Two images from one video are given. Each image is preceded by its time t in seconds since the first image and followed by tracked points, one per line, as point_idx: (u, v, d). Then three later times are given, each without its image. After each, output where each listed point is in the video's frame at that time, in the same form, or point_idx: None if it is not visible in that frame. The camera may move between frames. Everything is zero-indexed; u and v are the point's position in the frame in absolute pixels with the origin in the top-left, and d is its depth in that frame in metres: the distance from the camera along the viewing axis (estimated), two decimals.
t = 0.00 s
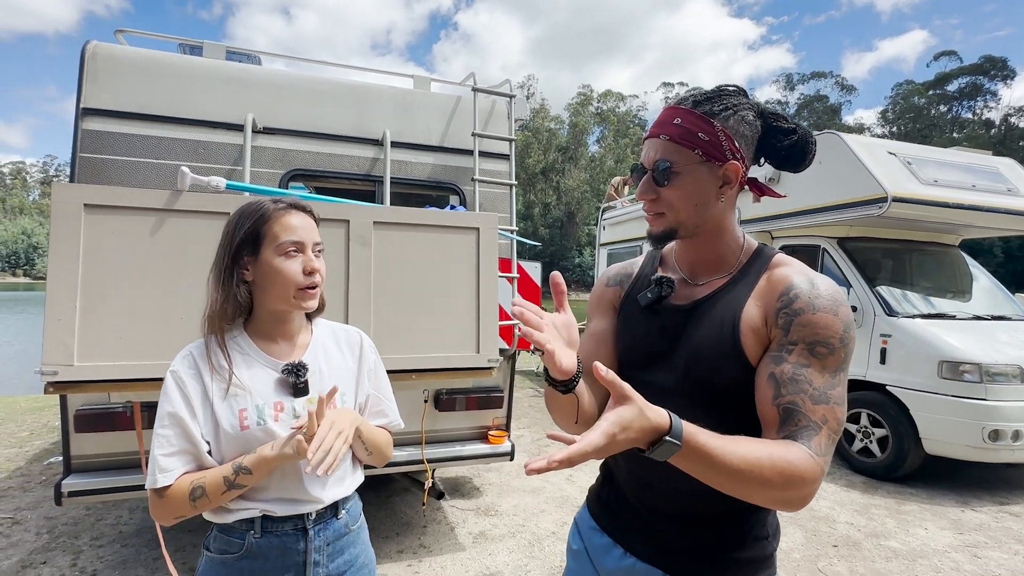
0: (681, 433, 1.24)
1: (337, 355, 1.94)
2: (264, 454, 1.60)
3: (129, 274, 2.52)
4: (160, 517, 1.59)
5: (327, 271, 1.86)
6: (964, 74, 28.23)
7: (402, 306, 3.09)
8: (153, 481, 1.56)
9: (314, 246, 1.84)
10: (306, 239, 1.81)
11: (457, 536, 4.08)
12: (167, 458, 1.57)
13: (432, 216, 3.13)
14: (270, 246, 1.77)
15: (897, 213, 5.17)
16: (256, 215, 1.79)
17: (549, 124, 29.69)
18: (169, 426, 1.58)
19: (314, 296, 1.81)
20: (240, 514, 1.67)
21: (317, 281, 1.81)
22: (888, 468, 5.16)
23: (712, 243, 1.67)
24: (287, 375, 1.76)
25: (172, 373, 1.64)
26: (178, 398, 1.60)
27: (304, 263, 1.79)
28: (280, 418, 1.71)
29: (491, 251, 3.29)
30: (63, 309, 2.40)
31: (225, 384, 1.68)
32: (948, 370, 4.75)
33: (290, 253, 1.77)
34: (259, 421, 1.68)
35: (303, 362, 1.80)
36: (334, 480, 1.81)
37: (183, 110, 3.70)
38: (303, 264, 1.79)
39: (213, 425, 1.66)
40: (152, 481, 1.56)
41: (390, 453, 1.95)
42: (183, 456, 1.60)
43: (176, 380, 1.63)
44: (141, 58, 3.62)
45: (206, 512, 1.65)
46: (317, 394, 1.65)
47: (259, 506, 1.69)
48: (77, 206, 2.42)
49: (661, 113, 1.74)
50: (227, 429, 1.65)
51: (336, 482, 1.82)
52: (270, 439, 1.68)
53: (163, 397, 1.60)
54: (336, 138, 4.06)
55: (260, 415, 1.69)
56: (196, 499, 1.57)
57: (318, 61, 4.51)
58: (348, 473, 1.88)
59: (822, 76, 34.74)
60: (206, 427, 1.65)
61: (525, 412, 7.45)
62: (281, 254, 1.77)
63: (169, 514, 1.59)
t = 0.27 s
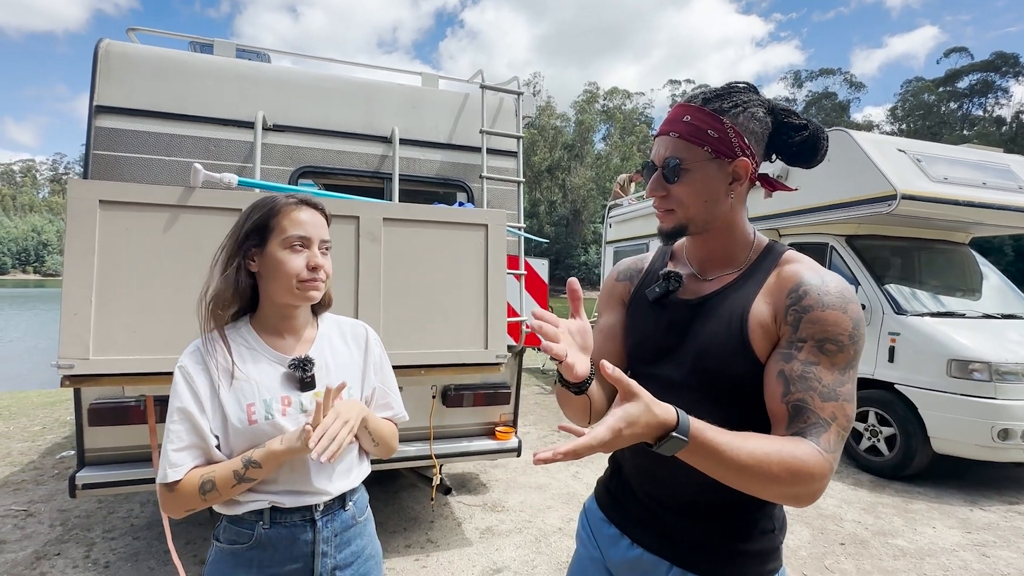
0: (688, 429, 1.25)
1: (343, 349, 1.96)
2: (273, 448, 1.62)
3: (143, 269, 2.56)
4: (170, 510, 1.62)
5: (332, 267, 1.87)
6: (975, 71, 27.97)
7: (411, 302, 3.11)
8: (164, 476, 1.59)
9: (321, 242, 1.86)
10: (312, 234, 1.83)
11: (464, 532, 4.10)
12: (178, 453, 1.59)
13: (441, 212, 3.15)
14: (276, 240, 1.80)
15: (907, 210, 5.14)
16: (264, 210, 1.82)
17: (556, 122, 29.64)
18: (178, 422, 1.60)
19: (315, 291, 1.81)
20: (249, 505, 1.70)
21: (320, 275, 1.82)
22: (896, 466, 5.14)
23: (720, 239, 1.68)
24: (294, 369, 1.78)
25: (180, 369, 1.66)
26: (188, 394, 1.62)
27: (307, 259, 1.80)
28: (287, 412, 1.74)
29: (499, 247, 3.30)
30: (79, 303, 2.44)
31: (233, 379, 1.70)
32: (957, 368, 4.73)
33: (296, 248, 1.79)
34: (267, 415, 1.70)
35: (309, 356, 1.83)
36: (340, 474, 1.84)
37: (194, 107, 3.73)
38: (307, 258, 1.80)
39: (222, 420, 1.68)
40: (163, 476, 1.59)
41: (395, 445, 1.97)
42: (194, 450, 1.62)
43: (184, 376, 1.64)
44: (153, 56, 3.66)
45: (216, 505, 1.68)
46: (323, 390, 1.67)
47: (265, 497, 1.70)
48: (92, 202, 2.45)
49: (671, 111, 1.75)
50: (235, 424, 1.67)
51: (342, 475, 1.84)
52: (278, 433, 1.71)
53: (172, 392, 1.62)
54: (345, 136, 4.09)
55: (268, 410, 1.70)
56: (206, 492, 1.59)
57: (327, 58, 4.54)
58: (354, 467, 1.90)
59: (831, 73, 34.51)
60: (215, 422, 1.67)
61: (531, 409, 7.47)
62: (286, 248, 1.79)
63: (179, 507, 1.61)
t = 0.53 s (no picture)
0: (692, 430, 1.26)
1: (343, 346, 1.98)
2: (277, 445, 1.64)
3: (151, 266, 2.58)
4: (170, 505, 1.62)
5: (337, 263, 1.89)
6: (984, 68, 27.74)
7: (416, 300, 3.12)
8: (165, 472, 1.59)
9: (326, 239, 1.88)
10: (317, 232, 1.84)
11: (468, 528, 4.12)
12: (180, 448, 1.60)
13: (446, 211, 3.16)
14: (280, 238, 1.81)
15: (914, 209, 5.12)
16: (267, 208, 1.84)
17: (561, 120, 29.60)
18: (181, 418, 1.61)
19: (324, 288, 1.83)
20: (249, 501, 1.71)
21: (327, 273, 1.84)
22: (902, 467, 5.13)
23: (723, 237, 1.68)
24: (297, 367, 1.80)
25: (182, 365, 1.66)
26: (191, 391, 1.63)
27: (314, 256, 1.82)
28: (291, 409, 1.75)
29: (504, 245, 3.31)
30: (88, 300, 2.47)
31: (236, 375, 1.71)
32: (964, 368, 4.70)
33: (301, 246, 1.81)
34: (270, 412, 1.72)
35: (313, 354, 1.85)
36: (342, 472, 1.86)
37: (202, 106, 3.76)
38: (313, 256, 1.82)
39: (224, 416, 1.70)
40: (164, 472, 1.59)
41: (395, 442, 1.98)
42: (196, 446, 1.63)
43: (187, 372, 1.65)
44: (161, 55, 3.68)
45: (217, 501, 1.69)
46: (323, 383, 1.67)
47: (268, 494, 1.72)
48: (102, 200, 2.48)
49: (677, 107, 1.75)
50: (239, 421, 1.69)
51: (342, 472, 1.86)
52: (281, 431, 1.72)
53: (175, 389, 1.62)
54: (351, 134, 4.10)
55: (272, 406, 1.72)
56: (208, 488, 1.61)
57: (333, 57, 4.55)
58: (354, 466, 1.91)
59: (838, 70, 34.32)
60: (218, 419, 1.68)
61: (536, 407, 7.48)
62: (292, 246, 1.80)
63: (179, 502, 1.61)
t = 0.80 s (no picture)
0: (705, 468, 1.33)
1: (343, 344, 1.99)
2: (282, 438, 1.65)
3: (157, 264, 2.59)
4: (173, 503, 1.63)
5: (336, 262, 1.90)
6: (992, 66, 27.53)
7: (420, 298, 3.13)
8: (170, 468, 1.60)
9: (326, 237, 1.88)
10: (317, 230, 1.85)
11: (471, 526, 4.14)
12: (185, 443, 1.61)
13: (450, 209, 3.17)
14: (280, 238, 1.82)
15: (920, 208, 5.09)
16: (268, 206, 1.84)
17: (565, 118, 29.55)
18: (186, 412, 1.62)
19: (324, 286, 1.84)
20: (251, 498, 1.72)
21: (327, 271, 1.85)
22: (907, 466, 5.13)
23: (725, 234, 1.68)
24: (301, 364, 1.82)
25: (186, 360, 1.68)
26: (195, 386, 1.64)
27: (314, 254, 1.83)
28: (294, 405, 1.76)
29: (507, 244, 3.32)
30: (95, 297, 2.49)
31: (241, 371, 1.73)
32: (970, 368, 4.68)
33: (301, 244, 1.82)
34: (274, 408, 1.74)
35: (316, 352, 1.86)
36: (344, 469, 1.87)
37: (207, 104, 3.77)
38: (313, 254, 1.83)
39: (228, 413, 1.71)
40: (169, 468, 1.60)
41: (394, 438, 1.99)
42: (202, 441, 1.64)
43: (191, 367, 1.67)
44: (166, 53, 3.70)
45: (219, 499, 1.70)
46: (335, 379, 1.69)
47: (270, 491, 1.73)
48: (108, 198, 2.50)
49: (690, 97, 1.75)
50: (242, 416, 1.70)
51: (344, 470, 1.87)
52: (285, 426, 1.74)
53: (178, 383, 1.64)
54: (355, 132, 4.11)
55: (275, 403, 1.74)
56: (213, 483, 1.62)
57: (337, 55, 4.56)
58: (354, 462, 1.93)
59: (844, 68, 34.13)
60: (222, 414, 1.69)
61: (539, 405, 7.49)
62: (292, 245, 1.81)
63: (184, 499, 1.62)
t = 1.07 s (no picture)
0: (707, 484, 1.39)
1: (342, 343, 2.00)
2: (283, 439, 1.66)
3: (162, 262, 2.61)
4: (178, 503, 1.65)
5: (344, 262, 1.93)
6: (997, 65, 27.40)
7: (422, 297, 3.14)
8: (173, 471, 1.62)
9: (336, 238, 1.92)
10: (329, 230, 1.89)
11: (473, 523, 4.15)
12: (187, 446, 1.62)
13: (453, 208, 3.18)
14: (293, 233, 1.83)
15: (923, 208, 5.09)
16: (280, 202, 1.85)
17: (568, 117, 29.51)
18: (187, 415, 1.64)
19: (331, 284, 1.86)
20: (254, 497, 1.74)
21: (336, 270, 1.88)
22: (909, 466, 5.12)
23: (728, 237, 1.69)
24: (299, 363, 1.83)
25: (185, 363, 1.68)
26: (195, 390, 1.65)
27: (325, 252, 1.85)
28: (294, 405, 1.78)
29: (509, 243, 3.33)
30: (101, 294, 2.51)
31: (240, 373, 1.74)
32: (972, 368, 4.68)
33: (314, 241, 1.84)
34: (274, 408, 1.76)
35: (314, 350, 1.88)
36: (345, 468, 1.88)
37: (211, 102, 3.79)
38: (325, 251, 1.85)
39: (228, 414, 1.73)
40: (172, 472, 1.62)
41: (394, 434, 2.00)
42: (204, 444, 1.66)
43: (190, 370, 1.67)
44: (171, 52, 3.72)
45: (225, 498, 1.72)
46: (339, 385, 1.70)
47: (270, 489, 1.74)
48: (113, 196, 2.51)
49: (690, 101, 1.76)
50: (242, 417, 1.72)
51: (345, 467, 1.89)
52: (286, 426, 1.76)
53: (178, 386, 1.65)
54: (358, 130, 4.13)
55: (275, 403, 1.76)
56: (216, 485, 1.63)
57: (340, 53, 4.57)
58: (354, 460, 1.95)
59: (848, 66, 34.02)
60: (222, 416, 1.71)
61: (541, 403, 7.51)
62: (305, 241, 1.83)
63: (188, 500, 1.64)
